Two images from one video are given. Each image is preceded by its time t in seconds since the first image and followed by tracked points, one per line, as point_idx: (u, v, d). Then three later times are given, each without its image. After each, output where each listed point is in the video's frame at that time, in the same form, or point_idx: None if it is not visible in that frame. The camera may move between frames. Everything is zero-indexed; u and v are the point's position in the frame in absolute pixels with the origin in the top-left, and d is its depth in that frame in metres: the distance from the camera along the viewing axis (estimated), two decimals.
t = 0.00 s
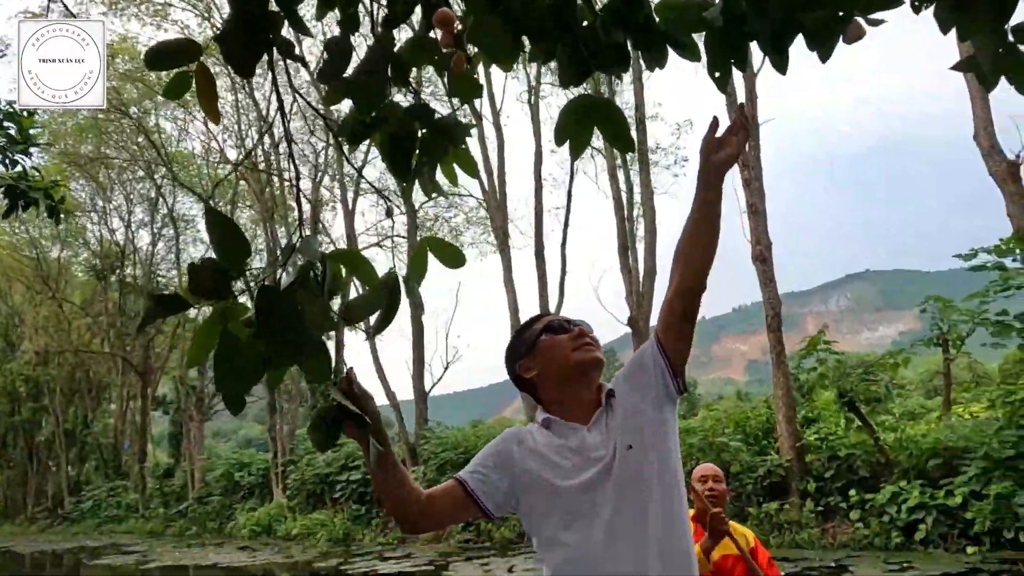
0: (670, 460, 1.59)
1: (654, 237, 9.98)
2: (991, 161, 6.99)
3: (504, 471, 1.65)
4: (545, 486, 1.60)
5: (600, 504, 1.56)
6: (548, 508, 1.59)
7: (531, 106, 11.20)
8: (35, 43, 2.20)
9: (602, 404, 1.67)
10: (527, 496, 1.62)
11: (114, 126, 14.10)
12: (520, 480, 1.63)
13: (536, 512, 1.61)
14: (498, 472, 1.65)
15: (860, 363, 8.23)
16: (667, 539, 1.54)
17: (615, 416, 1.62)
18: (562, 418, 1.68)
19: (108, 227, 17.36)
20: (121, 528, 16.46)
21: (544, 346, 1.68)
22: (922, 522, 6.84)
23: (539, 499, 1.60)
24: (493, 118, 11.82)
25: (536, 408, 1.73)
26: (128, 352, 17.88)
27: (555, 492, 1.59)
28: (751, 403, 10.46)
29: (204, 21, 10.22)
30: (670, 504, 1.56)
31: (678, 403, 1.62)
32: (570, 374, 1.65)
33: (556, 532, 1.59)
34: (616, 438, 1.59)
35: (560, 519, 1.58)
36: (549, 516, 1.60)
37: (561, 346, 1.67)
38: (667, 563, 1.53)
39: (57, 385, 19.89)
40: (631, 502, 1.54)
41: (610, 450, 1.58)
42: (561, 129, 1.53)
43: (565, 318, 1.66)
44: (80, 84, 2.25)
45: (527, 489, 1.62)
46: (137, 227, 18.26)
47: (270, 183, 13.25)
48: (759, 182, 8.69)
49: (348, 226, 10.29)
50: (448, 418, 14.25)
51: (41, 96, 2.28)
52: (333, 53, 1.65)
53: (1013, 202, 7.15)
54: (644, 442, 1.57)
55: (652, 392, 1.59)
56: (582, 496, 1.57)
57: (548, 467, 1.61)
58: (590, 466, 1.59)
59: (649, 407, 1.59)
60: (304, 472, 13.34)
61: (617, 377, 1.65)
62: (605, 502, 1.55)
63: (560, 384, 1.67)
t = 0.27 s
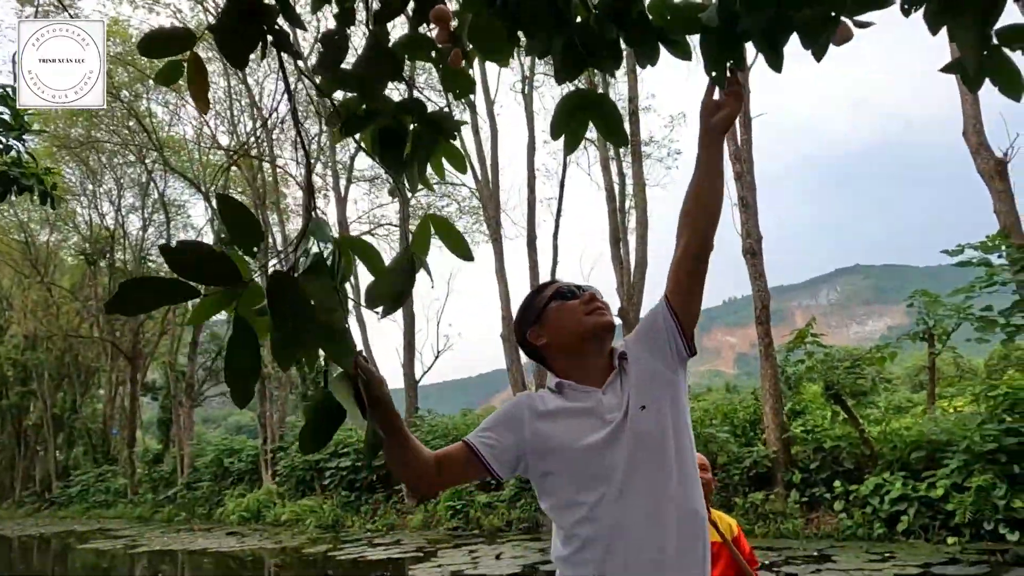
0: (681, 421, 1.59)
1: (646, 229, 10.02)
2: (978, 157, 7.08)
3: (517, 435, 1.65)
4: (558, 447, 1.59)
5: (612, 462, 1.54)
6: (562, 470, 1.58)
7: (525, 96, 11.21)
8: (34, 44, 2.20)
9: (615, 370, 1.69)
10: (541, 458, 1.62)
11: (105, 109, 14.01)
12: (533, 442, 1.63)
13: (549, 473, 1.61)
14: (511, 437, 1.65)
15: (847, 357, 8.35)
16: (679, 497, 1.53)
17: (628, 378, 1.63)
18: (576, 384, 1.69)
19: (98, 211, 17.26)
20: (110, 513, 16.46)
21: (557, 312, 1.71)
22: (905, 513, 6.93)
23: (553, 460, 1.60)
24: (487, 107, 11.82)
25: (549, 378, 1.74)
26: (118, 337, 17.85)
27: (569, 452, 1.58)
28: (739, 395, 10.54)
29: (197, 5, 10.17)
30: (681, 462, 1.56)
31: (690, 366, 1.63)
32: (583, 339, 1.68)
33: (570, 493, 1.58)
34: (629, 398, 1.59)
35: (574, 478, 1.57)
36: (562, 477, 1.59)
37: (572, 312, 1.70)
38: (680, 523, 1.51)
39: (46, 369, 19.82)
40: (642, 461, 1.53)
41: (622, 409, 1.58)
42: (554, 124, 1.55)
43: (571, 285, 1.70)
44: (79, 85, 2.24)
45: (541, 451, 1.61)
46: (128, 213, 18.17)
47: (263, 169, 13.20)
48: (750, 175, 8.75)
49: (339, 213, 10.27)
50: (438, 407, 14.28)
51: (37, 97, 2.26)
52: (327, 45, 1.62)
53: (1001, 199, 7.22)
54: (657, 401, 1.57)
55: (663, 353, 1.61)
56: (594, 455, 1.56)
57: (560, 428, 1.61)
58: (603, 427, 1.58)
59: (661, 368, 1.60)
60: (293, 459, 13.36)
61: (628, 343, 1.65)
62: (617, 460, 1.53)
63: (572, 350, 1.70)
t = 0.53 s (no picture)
0: (677, 427, 1.64)
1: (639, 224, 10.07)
2: (968, 157, 7.13)
3: (517, 429, 1.64)
4: (559, 442, 1.60)
5: (613, 461, 1.56)
6: (562, 465, 1.59)
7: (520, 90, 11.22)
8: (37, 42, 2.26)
9: (613, 370, 1.72)
10: (540, 453, 1.62)
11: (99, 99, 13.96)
12: (533, 437, 1.63)
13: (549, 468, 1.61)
14: (511, 430, 1.64)
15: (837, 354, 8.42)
16: (677, 500, 1.56)
17: (628, 380, 1.66)
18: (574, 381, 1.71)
19: (91, 201, 17.22)
20: (103, 503, 16.50)
21: (561, 305, 1.73)
22: (891, 507, 7.01)
23: (553, 457, 1.60)
24: (483, 101, 11.82)
25: (547, 373, 1.75)
26: (111, 327, 17.84)
27: (569, 449, 1.59)
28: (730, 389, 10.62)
29: None
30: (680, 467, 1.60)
31: (686, 375, 1.71)
32: (584, 334, 1.70)
33: (568, 489, 1.59)
34: (630, 399, 1.62)
35: (574, 474, 1.58)
36: (563, 474, 1.59)
37: (575, 307, 1.72)
38: (675, 525, 1.54)
39: (39, 359, 19.79)
40: (643, 461, 1.56)
41: (625, 408, 1.61)
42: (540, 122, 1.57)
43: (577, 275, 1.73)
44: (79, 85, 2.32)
45: (541, 446, 1.61)
46: (121, 203, 18.12)
47: (257, 160, 13.18)
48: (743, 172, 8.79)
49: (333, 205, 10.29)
50: (431, 399, 14.33)
51: (40, 98, 2.40)
52: (325, 46, 1.65)
53: (990, 198, 7.28)
54: (657, 405, 1.62)
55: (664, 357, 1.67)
56: (597, 453, 1.57)
57: (561, 424, 1.61)
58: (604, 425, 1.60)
59: (660, 373, 1.66)
60: (286, 450, 13.39)
61: (634, 340, 1.73)
62: (619, 459, 1.55)
63: (574, 345, 1.72)
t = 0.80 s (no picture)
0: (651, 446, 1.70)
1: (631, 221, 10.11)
2: (956, 159, 7.19)
3: (499, 439, 1.65)
4: (540, 454, 1.63)
5: (590, 478, 1.60)
6: (541, 477, 1.62)
7: (513, 85, 11.22)
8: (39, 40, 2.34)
9: (592, 386, 1.76)
10: (521, 465, 1.63)
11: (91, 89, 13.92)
12: (516, 448, 1.65)
13: (528, 481, 1.63)
14: (494, 440, 1.65)
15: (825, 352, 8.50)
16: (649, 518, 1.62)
17: (608, 398, 1.70)
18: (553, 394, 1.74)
19: (84, 191, 17.18)
20: (94, 494, 16.53)
21: (549, 318, 1.75)
22: (874, 504, 7.10)
23: (534, 469, 1.62)
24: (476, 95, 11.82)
25: (530, 385, 1.77)
26: (103, 318, 17.84)
27: (550, 461, 1.62)
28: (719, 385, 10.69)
29: None
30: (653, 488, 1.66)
31: (660, 397, 1.77)
32: (568, 347, 1.73)
33: (545, 501, 1.61)
34: (610, 416, 1.67)
35: (552, 486, 1.61)
36: (541, 486, 1.62)
37: (563, 320, 1.74)
38: (645, 542, 1.60)
39: (30, 349, 19.77)
40: (619, 479, 1.61)
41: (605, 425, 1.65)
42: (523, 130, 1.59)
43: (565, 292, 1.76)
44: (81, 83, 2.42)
45: (522, 457, 1.64)
46: (113, 193, 18.07)
47: (250, 153, 13.17)
48: (734, 170, 8.83)
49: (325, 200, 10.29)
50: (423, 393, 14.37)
51: (40, 97, 2.47)
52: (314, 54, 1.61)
53: (976, 199, 7.35)
54: (635, 424, 1.67)
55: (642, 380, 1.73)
56: (577, 468, 1.61)
57: (543, 438, 1.64)
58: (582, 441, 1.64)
59: (638, 393, 1.72)
60: (278, 443, 13.41)
61: (615, 358, 1.78)
62: (597, 476, 1.60)
63: (558, 358, 1.75)
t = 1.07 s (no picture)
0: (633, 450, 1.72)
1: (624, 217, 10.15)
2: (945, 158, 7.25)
3: (480, 437, 1.73)
4: (518, 450, 1.70)
5: (564, 476, 1.65)
6: (518, 475, 1.68)
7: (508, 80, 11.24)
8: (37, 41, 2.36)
9: (575, 388, 1.81)
10: (499, 462, 1.71)
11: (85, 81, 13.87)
12: (495, 446, 1.72)
13: (505, 478, 1.69)
14: (476, 437, 1.73)
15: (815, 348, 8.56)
16: (625, 519, 1.65)
17: (589, 401, 1.75)
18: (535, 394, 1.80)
19: (77, 182, 17.13)
20: (87, 486, 16.54)
21: (529, 322, 1.79)
22: (861, 499, 7.18)
23: (510, 466, 1.69)
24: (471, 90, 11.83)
25: (514, 387, 1.84)
26: (96, 309, 17.80)
27: (526, 458, 1.68)
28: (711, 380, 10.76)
29: None
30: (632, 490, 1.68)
31: (646, 405, 1.78)
32: (549, 349, 1.78)
33: (521, 498, 1.67)
34: (588, 419, 1.71)
35: (527, 486, 1.67)
36: (517, 483, 1.68)
37: (544, 324, 1.79)
38: (616, 543, 1.63)
39: (23, 340, 19.72)
40: (593, 479, 1.65)
41: (582, 427, 1.70)
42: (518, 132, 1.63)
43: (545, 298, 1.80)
44: (81, 83, 2.46)
45: (499, 454, 1.71)
46: (107, 184, 18.01)
47: (244, 145, 13.16)
48: (726, 168, 8.88)
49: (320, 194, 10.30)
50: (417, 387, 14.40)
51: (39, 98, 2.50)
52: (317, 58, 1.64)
53: (965, 199, 7.42)
54: (612, 428, 1.70)
55: (624, 385, 1.75)
56: (550, 465, 1.67)
57: (521, 436, 1.71)
58: (558, 441, 1.70)
59: (620, 397, 1.74)
60: (272, 435, 13.44)
61: (601, 362, 1.81)
62: (570, 475, 1.65)
63: (538, 360, 1.80)
